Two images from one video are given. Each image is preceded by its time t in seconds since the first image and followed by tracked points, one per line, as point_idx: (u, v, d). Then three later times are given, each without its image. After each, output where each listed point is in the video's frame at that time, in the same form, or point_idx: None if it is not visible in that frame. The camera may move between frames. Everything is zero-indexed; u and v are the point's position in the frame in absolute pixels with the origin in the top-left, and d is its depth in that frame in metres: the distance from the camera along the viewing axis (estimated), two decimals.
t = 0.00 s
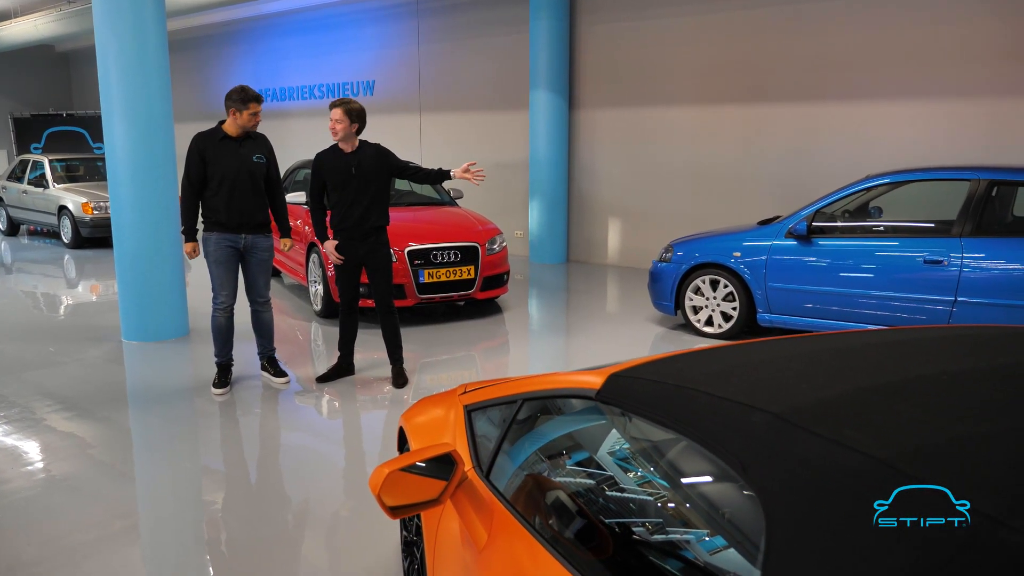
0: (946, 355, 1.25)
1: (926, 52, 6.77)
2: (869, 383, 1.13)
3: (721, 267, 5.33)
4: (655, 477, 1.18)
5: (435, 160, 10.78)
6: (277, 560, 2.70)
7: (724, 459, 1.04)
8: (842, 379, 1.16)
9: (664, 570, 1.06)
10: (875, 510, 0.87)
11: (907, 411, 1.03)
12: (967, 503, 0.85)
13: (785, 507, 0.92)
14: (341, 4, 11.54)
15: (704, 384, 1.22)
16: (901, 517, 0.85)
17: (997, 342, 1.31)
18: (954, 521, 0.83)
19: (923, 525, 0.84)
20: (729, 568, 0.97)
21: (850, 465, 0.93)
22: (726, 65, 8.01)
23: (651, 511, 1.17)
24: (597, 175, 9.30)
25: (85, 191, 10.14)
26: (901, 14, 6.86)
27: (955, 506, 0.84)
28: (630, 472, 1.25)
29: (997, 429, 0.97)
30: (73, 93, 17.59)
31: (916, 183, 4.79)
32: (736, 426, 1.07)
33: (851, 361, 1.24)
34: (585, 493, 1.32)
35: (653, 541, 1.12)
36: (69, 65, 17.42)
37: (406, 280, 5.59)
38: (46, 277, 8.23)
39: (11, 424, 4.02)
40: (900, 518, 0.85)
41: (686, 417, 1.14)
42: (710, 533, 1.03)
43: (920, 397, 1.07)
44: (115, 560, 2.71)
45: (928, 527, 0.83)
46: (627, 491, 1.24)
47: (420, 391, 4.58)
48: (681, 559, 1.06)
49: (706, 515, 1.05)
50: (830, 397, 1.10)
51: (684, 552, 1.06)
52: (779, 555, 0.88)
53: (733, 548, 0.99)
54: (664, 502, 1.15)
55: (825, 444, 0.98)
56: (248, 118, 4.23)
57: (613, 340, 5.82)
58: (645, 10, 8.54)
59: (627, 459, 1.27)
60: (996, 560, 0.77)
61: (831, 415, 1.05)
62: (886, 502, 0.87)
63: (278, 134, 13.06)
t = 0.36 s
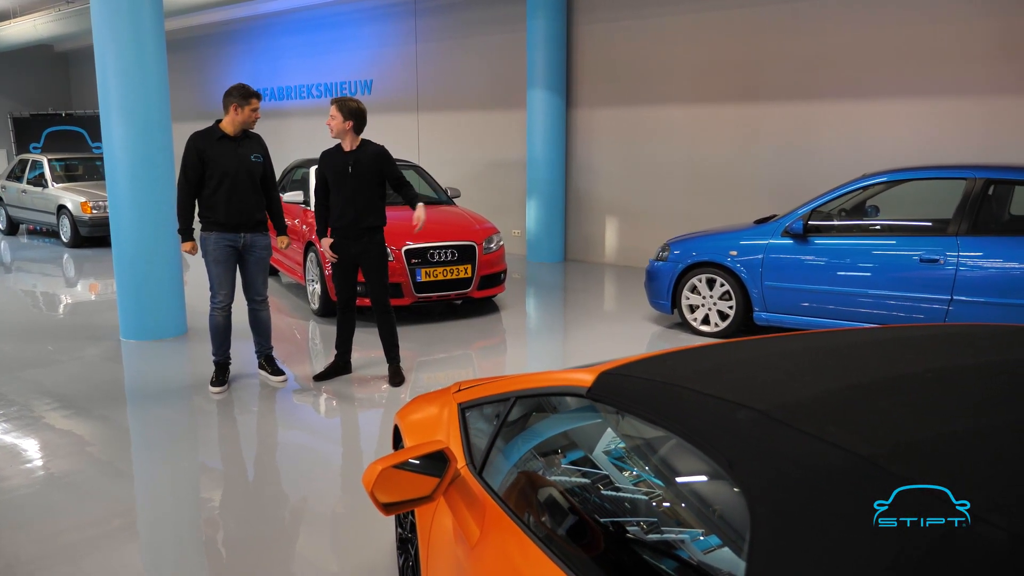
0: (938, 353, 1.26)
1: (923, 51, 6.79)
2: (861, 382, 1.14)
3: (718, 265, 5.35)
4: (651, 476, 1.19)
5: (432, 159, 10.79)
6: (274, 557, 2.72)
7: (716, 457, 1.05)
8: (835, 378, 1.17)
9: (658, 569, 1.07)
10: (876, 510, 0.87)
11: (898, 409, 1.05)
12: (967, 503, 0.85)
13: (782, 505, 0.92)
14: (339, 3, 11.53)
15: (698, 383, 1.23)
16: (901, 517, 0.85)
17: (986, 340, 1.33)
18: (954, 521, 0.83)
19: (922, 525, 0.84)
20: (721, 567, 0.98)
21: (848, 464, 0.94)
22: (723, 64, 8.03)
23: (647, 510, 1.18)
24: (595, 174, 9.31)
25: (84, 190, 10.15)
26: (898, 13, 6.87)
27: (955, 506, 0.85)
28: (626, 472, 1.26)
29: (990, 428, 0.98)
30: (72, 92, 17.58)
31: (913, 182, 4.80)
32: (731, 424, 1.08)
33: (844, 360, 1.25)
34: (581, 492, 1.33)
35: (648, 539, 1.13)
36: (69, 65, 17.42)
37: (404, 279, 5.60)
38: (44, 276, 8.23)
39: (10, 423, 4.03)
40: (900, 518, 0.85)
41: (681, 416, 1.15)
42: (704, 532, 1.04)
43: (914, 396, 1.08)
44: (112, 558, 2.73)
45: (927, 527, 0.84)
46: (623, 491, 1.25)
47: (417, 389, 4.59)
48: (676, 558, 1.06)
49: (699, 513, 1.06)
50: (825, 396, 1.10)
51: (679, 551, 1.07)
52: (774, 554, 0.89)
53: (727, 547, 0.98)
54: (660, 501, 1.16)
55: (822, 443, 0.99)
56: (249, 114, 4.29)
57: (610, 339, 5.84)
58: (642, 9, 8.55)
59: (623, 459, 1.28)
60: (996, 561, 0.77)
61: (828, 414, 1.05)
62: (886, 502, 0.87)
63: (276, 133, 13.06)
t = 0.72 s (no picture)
0: (932, 351, 1.27)
1: (920, 51, 6.81)
2: (858, 380, 1.15)
3: (715, 264, 5.35)
4: (648, 475, 1.19)
5: (430, 158, 10.79)
6: (271, 556, 2.72)
7: (710, 456, 1.05)
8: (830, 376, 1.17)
9: (656, 569, 1.07)
10: (876, 510, 0.87)
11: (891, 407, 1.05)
12: (967, 503, 0.85)
13: (780, 505, 0.92)
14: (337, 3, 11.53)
15: (695, 381, 1.23)
16: (901, 517, 0.85)
17: (979, 338, 1.34)
18: (953, 521, 0.83)
19: (922, 525, 0.84)
20: (717, 565, 0.98)
21: (848, 461, 0.94)
22: (721, 64, 8.03)
23: (643, 510, 1.18)
24: (593, 173, 9.31)
25: (82, 189, 10.13)
26: (895, 12, 6.89)
27: (956, 506, 0.85)
28: (623, 471, 1.25)
29: (986, 427, 0.99)
30: (70, 90, 17.54)
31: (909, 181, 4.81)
32: (727, 423, 1.08)
33: (836, 358, 1.26)
34: (577, 491, 1.33)
35: (644, 539, 1.13)
36: (66, 63, 17.39)
37: (401, 278, 5.60)
38: (42, 275, 8.22)
39: (7, 422, 4.02)
40: (900, 517, 0.85)
41: (677, 415, 1.15)
42: (699, 531, 1.04)
43: (911, 395, 1.09)
44: (109, 558, 2.73)
45: (927, 527, 0.84)
46: (619, 490, 1.25)
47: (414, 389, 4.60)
48: (672, 558, 1.06)
49: (695, 514, 1.06)
50: (822, 395, 1.11)
51: (675, 550, 1.07)
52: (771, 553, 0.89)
53: (722, 545, 0.98)
54: (656, 501, 1.16)
55: (821, 443, 0.99)
56: (247, 113, 4.32)
57: (607, 338, 5.85)
58: (640, 9, 8.56)
59: (619, 458, 1.27)
60: (997, 561, 0.77)
61: (828, 413, 1.05)
62: (886, 502, 0.87)
63: (274, 132, 13.04)
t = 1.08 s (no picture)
0: (927, 349, 1.27)
1: (912, 49, 6.84)
2: (856, 379, 1.15)
3: (710, 263, 5.37)
4: (646, 473, 1.20)
5: (424, 158, 10.78)
6: (266, 558, 2.72)
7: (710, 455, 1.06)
8: (828, 375, 1.18)
9: (655, 565, 1.08)
10: (876, 509, 0.87)
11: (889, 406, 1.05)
12: (967, 503, 0.85)
13: (780, 504, 0.92)
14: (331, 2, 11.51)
15: (694, 381, 1.24)
16: (901, 517, 0.85)
17: (974, 335, 1.34)
18: (953, 521, 0.83)
19: (923, 525, 0.84)
20: (717, 561, 1.00)
21: (848, 461, 0.94)
22: (714, 63, 8.06)
23: (642, 507, 1.19)
24: (587, 172, 9.32)
25: (73, 189, 10.08)
26: (888, 11, 6.92)
27: (956, 507, 0.85)
28: (621, 469, 1.26)
29: (983, 425, 0.99)
30: (61, 89, 17.44)
31: (900, 179, 4.83)
32: (726, 422, 1.09)
33: (833, 357, 1.26)
34: (576, 489, 1.33)
35: (644, 536, 1.15)
36: (57, 62, 17.29)
37: (397, 278, 5.59)
38: (34, 277, 8.17)
39: None
40: (899, 518, 0.85)
41: (676, 414, 1.15)
42: (699, 528, 1.05)
43: (909, 393, 1.09)
44: (103, 562, 2.72)
45: (926, 527, 0.84)
46: (618, 487, 1.26)
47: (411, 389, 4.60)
48: (671, 554, 1.08)
49: (695, 511, 1.08)
50: (821, 395, 1.11)
51: (675, 546, 1.09)
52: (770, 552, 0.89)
53: (722, 542, 1.00)
54: (655, 498, 1.17)
55: (820, 442, 0.99)
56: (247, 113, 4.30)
57: (603, 337, 5.85)
58: (634, 8, 8.57)
59: (618, 456, 1.28)
60: (996, 561, 0.78)
61: (827, 412, 1.05)
62: (886, 502, 0.87)
63: (268, 132, 13.00)
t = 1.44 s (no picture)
0: (920, 348, 1.28)
1: (894, 50, 6.92)
2: (854, 378, 1.16)
3: (697, 262, 5.40)
4: (638, 468, 1.24)
5: (410, 158, 10.74)
6: (256, 563, 2.69)
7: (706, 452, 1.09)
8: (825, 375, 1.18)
9: (648, 558, 1.11)
10: (875, 510, 0.88)
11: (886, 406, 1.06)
12: (967, 503, 0.85)
13: (782, 504, 0.93)
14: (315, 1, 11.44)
15: (693, 381, 1.24)
16: (901, 517, 0.86)
17: (963, 334, 1.36)
18: (954, 521, 0.84)
19: (923, 525, 0.85)
20: (711, 555, 1.02)
21: (849, 461, 0.95)
22: (699, 63, 8.11)
23: (635, 502, 1.22)
24: (573, 172, 9.34)
25: (52, 190, 9.94)
26: (871, 12, 6.99)
27: (955, 506, 0.85)
28: (613, 465, 1.30)
29: (980, 424, 0.99)
30: (39, 89, 17.20)
31: (884, 178, 4.87)
32: (726, 421, 1.10)
33: (829, 356, 1.27)
34: (569, 485, 1.36)
35: (638, 531, 1.17)
36: (36, 61, 17.06)
37: (385, 279, 5.57)
38: (13, 279, 8.04)
39: None
40: (899, 518, 0.86)
41: (673, 413, 1.17)
42: (691, 522, 1.09)
43: (906, 393, 1.09)
44: (88, 570, 2.68)
45: (927, 527, 0.84)
46: (610, 482, 1.29)
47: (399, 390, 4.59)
48: (664, 546, 1.11)
49: (690, 506, 1.10)
50: (819, 395, 1.11)
51: (667, 540, 1.11)
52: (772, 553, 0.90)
53: (716, 536, 1.03)
54: (648, 493, 1.20)
55: (819, 440, 1.00)
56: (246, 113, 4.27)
57: (590, 336, 5.87)
58: (619, 9, 8.60)
59: (610, 452, 1.31)
60: (998, 561, 0.78)
61: (827, 413, 1.06)
62: (886, 502, 0.88)
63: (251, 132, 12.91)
